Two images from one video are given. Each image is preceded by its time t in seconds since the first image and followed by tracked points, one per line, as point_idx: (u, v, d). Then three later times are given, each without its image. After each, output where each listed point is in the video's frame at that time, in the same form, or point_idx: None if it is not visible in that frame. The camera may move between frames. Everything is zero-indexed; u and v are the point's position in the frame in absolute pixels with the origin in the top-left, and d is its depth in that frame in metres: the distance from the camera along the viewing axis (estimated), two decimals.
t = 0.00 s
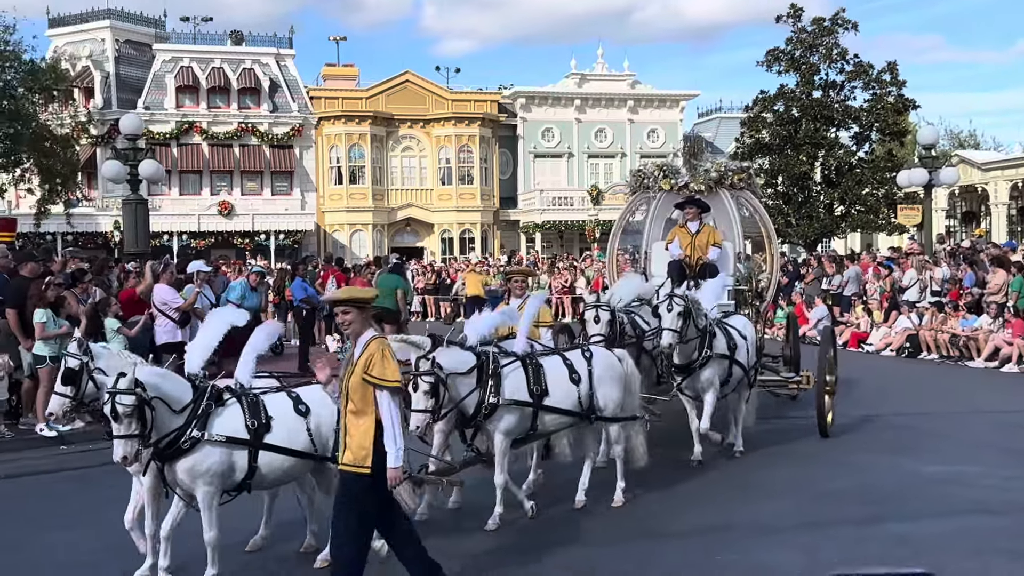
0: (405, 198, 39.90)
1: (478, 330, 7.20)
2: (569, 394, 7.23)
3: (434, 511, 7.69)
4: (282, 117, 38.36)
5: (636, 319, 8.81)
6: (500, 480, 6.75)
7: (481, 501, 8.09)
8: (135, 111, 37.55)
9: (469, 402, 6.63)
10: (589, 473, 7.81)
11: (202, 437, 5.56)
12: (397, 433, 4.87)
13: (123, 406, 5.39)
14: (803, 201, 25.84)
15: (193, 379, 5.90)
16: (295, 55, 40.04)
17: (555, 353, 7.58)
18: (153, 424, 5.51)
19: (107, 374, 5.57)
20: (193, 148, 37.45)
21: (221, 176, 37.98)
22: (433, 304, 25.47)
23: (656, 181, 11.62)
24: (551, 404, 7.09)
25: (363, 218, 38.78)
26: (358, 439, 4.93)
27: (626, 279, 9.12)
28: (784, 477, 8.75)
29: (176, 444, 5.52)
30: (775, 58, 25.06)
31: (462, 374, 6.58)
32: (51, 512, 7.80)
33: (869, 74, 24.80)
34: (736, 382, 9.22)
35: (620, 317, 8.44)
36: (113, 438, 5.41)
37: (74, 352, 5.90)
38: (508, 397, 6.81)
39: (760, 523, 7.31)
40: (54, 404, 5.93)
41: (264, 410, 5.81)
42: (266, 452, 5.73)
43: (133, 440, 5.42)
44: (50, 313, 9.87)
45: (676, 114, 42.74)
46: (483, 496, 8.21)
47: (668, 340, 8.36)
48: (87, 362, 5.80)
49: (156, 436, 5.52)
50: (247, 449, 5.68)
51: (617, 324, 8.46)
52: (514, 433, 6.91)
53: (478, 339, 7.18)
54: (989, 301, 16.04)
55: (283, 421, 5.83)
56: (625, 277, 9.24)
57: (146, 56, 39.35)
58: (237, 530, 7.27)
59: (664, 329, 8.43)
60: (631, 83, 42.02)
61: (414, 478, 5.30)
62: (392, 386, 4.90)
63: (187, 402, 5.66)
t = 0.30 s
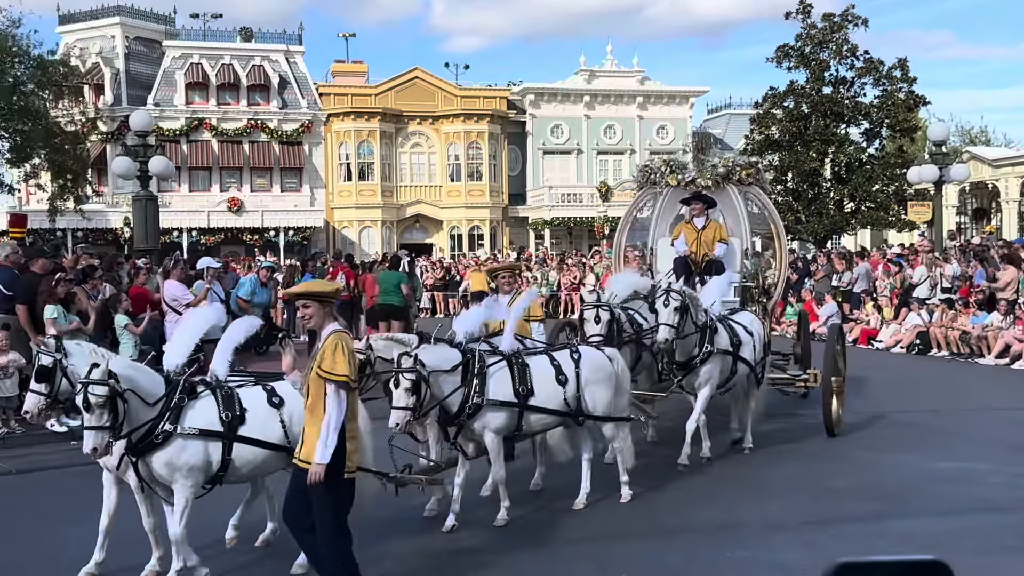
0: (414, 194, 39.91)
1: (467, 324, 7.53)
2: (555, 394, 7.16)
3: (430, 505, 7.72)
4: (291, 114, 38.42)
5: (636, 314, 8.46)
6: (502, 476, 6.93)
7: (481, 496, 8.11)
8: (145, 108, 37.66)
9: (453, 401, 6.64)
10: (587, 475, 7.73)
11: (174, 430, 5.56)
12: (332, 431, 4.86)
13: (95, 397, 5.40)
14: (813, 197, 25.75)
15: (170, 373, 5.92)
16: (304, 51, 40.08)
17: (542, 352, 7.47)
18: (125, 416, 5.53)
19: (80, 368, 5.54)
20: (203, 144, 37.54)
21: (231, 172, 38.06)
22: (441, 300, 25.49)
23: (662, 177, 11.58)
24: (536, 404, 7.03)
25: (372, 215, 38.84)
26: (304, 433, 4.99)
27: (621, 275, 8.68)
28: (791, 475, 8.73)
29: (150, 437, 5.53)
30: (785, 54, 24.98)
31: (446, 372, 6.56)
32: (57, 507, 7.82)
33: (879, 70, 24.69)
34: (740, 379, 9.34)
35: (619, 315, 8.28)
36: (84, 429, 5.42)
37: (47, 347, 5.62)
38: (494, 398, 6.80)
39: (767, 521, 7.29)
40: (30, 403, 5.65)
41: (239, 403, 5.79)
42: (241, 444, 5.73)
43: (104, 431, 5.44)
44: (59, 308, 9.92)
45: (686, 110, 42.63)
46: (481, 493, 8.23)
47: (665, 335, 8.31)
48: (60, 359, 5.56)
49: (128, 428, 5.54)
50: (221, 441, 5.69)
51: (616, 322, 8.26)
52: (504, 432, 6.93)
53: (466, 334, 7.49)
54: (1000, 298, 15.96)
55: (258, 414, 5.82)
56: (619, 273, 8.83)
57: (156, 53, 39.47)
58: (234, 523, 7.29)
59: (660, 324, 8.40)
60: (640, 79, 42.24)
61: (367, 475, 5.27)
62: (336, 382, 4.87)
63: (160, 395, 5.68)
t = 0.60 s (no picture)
0: (422, 192, 39.91)
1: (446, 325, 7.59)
2: (539, 391, 7.11)
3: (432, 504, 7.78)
4: (299, 111, 38.47)
5: (631, 314, 8.60)
6: (486, 474, 6.69)
7: (481, 494, 8.18)
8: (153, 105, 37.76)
9: (433, 401, 6.74)
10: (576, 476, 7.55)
11: (142, 430, 5.60)
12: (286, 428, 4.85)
13: (60, 396, 5.50)
14: (821, 195, 25.69)
15: (150, 372, 6.01)
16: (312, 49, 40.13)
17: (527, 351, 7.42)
18: (92, 415, 5.59)
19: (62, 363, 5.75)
20: (211, 142, 37.63)
21: (239, 170, 38.13)
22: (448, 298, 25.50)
23: (667, 174, 11.58)
24: (521, 402, 7.00)
25: (380, 212, 38.87)
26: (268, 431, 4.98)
27: (620, 272, 8.81)
28: (798, 473, 8.73)
29: (116, 437, 5.58)
30: (793, 52, 24.91)
31: (427, 373, 6.70)
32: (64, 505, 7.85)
33: (888, 67, 24.60)
34: (741, 378, 9.29)
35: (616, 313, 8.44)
36: (50, 427, 5.51)
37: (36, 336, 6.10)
38: (474, 398, 6.83)
39: (775, 519, 7.28)
40: (10, 385, 6.10)
41: (210, 405, 5.78)
42: (209, 447, 5.71)
43: (70, 430, 5.51)
44: (69, 305, 9.86)
45: (693, 108, 42.57)
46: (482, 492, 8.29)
47: (662, 334, 8.37)
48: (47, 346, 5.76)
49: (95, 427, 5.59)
50: (190, 444, 5.70)
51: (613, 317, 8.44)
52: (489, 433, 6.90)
53: (448, 334, 7.55)
54: (1008, 296, 15.93)
55: (228, 417, 5.79)
56: (618, 270, 8.94)
57: (164, 50, 39.56)
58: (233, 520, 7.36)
59: (658, 324, 8.44)
60: (648, 76, 42.26)
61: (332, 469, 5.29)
62: (299, 381, 4.84)
63: (129, 396, 5.73)
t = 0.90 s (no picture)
0: (427, 190, 39.93)
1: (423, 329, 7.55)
2: (521, 394, 7.05)
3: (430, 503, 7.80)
4: (305, 110, 38.51)
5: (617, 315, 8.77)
6: (431, 482, 6.57)
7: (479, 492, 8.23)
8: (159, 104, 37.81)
9: (412, 404, 6.63)
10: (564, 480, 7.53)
11: (108, 434, 5.59)
12: (264, 427, 4.89)
13: (21, 397, 5.43)
14: (827, 194, 25.64)
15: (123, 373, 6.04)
16: (318, 47, 40.14)
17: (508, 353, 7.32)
18: (55, 417, 5.56)
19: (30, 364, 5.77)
20: (217, 140, 37.68)
21: (244, 168, 38.14)
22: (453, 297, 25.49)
23: (669, 172, 11.39)
24: (502, 406, 6.94)
25: (385, 211, 38.89)
26: (231, 432, 4.99)
27: (616, 271, 9.64)
28: (802, 473, 8.71)
29: (82, 440, 5.57)
30: (799, 51, 24.87)
31: (404, 375, 6.60)
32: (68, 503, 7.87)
33: (894, 66, 24.54)
34: (738, 379, 9.20)
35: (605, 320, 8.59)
36: (10, 429, 5.43)
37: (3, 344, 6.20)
38: (454, 401, 6.72)
39: (779, 520, 7.26)
40: None
41: (179, 408, 5.76)
42: (178, 451, 5.71)
43: (32, 432, 5.45)
44: (75, 305, 9.85)
45: (699, 107, 42.54)
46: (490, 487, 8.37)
47: (655, 339, 8.26)
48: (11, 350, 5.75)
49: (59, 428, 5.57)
50: (158, 447, 5.68)
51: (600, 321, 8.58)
52: (464, 437, 6.79)
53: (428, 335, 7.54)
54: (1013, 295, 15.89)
55: (198, 421, 5.77)
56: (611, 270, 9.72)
57: (170, 49, 39.61)
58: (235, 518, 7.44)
59: (651, 327, 8.33)
60: (654, 75, 42.36)
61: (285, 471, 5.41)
62: (261, 377, 4.91)
63: (95, 398, 5.72)
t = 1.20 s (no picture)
0: (429, 190, 39.98)
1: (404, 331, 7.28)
2: (501, 397, 6.91)
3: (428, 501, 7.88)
4: (307, 109, 38.52)
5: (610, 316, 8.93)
6: (427, 484, 6.61)
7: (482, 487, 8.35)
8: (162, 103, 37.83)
9: (389, 404, 6.64)
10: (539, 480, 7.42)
11: (80, 430, 5.59)
12: (238, 430, 4.84)
13: None
14: (830, 194, 25.62)
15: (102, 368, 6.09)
16: (320, 47, 40.13)
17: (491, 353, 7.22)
18: (32, 411, 5.60)
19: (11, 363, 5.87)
20: (219, 140, 37.72)
21: (247, 168, 38.16)
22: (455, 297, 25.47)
23: (668, 171, 11.44)
24: (480, 408, 6.82)
25: (387, 211, 38.92)
26: (196, 435, 4.89)
27: (607, 271, 9.44)
28: (804, 473, 8.70)
29: (57, 436, 5.59)
30: (803, 51, 24.83)
31: (381, 377, 6.61)
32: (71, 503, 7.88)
33: (897, 66, 24.52)
34: (727, 381, 9.03)
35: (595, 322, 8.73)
36: None
37: None
38: (431, 401, 6.66)
39: (782, 520, 7.26)
40: None
41: (153, 403, 5.77)
42: (151, 446, 5.69)
43: (8, 426, 5.48)
44: (77, 304, 9.84)
45: (702, 107, 42.54)
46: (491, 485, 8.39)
47: (642, 337, 8.25)
48: None
49: (35, 423, 5.59)
50: (131, 442, 5.68)
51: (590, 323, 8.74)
52: (440, 438, 6.76)
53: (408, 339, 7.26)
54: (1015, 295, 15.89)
55: (171, 415, 5.77)
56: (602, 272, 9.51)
57: (173, 49, 39.65)
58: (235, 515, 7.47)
59: (639, 325, 8.32)
60: (656, 75, 42.27)
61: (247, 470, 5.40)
62: (233, 381, 4.86)
63: (70, 395, 5.75)
